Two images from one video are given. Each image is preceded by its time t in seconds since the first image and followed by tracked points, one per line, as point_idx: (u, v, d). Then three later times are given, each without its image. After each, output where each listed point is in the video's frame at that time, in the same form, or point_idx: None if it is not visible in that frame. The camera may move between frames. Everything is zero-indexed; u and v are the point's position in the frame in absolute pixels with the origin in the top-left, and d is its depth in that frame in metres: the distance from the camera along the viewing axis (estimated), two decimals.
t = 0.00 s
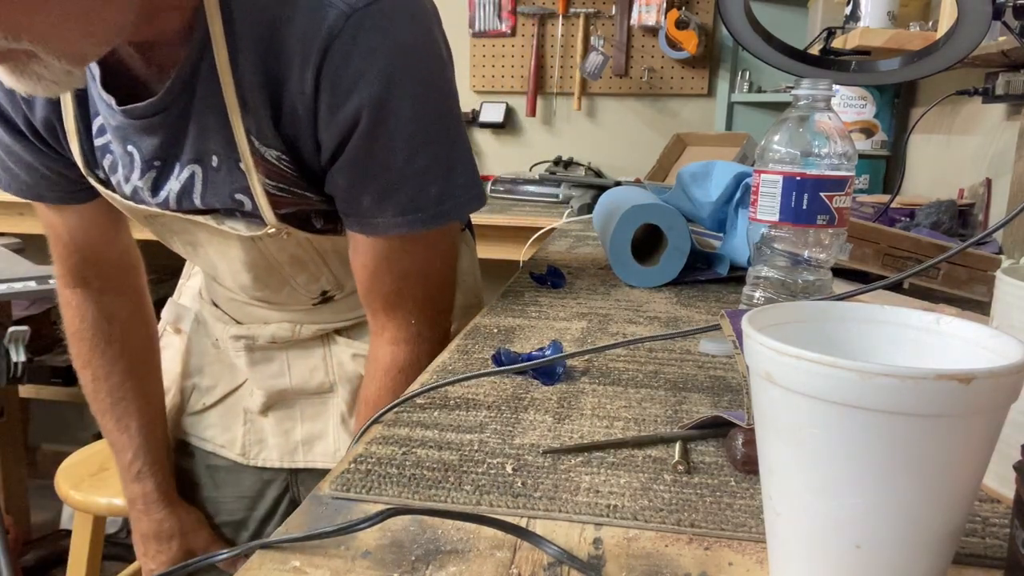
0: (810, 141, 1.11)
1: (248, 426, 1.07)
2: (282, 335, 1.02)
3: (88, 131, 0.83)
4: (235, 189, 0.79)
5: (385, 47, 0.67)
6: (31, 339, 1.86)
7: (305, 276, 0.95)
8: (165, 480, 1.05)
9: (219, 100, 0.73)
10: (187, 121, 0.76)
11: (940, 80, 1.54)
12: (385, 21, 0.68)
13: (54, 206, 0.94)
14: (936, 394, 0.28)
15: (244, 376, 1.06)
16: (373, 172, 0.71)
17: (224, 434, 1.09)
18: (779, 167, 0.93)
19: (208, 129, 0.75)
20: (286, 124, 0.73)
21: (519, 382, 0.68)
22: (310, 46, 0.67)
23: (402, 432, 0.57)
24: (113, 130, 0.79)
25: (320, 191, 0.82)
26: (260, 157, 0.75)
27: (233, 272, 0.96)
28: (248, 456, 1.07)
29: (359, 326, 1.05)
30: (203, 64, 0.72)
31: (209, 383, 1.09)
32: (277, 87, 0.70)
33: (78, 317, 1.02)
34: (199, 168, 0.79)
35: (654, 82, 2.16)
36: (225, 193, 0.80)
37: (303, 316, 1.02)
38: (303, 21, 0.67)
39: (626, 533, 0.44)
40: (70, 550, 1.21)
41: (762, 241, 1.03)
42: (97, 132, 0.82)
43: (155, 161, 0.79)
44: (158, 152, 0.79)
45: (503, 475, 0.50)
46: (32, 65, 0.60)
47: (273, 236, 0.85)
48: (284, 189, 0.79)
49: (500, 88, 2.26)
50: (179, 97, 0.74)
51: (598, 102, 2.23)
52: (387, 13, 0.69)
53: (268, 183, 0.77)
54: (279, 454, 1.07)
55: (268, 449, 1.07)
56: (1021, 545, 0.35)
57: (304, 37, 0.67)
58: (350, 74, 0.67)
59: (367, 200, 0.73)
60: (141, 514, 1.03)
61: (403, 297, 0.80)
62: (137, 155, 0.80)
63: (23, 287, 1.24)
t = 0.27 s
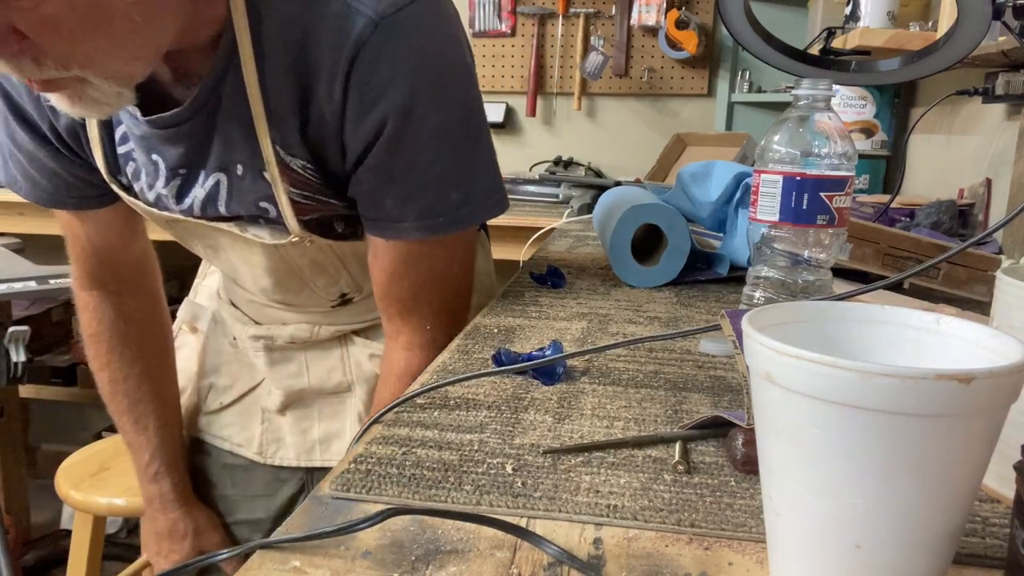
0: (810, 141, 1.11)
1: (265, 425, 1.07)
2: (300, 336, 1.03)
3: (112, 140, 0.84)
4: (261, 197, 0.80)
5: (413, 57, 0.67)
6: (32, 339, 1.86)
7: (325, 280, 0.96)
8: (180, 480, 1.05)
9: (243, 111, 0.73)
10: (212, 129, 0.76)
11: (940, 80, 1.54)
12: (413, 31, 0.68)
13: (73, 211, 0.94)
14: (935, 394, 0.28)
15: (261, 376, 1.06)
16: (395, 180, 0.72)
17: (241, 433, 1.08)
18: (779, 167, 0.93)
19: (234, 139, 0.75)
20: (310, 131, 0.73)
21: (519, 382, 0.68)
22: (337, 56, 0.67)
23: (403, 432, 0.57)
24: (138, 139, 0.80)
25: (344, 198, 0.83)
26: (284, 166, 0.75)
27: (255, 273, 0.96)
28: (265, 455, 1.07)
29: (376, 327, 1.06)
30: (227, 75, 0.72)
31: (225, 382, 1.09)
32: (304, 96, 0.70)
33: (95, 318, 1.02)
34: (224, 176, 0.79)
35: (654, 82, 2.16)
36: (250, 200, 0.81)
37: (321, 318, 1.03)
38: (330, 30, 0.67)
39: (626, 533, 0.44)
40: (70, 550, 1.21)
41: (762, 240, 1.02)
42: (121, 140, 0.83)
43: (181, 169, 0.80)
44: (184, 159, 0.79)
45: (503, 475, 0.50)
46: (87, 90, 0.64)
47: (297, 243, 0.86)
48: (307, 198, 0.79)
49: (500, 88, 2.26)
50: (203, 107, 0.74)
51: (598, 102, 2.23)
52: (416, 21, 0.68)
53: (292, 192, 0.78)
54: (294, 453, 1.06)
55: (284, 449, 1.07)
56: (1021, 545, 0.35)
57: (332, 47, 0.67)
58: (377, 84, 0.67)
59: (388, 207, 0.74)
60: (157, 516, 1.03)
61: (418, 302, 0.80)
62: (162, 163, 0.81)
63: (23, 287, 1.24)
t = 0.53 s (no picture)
0: (810, 141, 1.11)
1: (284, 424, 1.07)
2: (320, 337, 1.04)
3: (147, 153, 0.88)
4: (294, 207, 0.83)
5: (452, 66, 0.70)
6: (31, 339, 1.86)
7: (349, 282, 0.97)
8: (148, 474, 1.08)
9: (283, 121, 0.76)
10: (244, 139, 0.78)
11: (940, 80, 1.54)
12: (451, 41, 0.70)
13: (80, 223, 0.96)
14: (935, 394, 0.28)
15: (281, 375, 1.07)
16: (430, 185, 0.74)
17: (260, 432, 1.08)
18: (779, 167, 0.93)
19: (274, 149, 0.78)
20: (348, 136, 0.75)
21: (519, 382, 0.68)
22: (379, 65, 0.69)
23: (403, 432, 0.57)
24: (168, 151, 0.83)
25: (375, 203, 0.85)
26: (322, 175, 0.78)
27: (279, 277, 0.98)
28: (283, 455, 1.07)
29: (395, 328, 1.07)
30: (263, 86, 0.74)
31: (245, 381, 1.10)
32: (343, 102, 0.72)
33: (67, 314, 1.02)
34: (258, 185, 0.82)
35: (654, 82, 2.16)
36: (284, 209, 0.84)
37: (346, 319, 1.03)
38: (370, 39, 0.69)
39: (626, 533, 0.44)
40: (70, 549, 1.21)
41: (762, 240, 1.02)
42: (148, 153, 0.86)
43: (214, 177, 0.83)
44: (219, 168, 0.82)
45: (503, 475, 0.50)
46: (146, 108, 0.67)
47: (328, 249, 0.89)
48: (342, 206, 0.82)
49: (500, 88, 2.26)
50: (241, 116, 0.76)
51: (598, 102, 2.23)
52: (454, 30, 0.71)
53: (328, 202, 0.81)
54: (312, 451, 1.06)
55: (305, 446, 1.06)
56: (1021, 545, 0.35)
57: (373, 57, 0.69)
58: (417, 91, 0.69)
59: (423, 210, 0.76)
60: (123, 505, 1.07)
61: (441, 306, 0.84)
62: (195, 172, 0.83)
63: (23, 287, 1.24)
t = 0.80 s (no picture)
0: (810, 141, 1.11)
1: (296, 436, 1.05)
2: (337, 351, 1.06)
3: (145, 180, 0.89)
4: (316, 224, 0.84)
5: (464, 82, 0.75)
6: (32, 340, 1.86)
7: (368, 299, 0.98)
8: (112, 471, 1.12)
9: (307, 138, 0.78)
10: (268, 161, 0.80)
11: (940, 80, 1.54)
12: (462, 50, 0.76)
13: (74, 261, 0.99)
14: (936, 394, 0.28)
15: (298, 388, 1.07)
16: (441, 196, 0.78)
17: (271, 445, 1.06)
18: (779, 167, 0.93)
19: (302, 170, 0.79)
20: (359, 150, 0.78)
21: (519, 383, 0.68)
22: (395, 77, 0.73)
23: (403, 432, 0.57)
24: (185, 178, 0.85)
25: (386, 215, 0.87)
26: (344, 191, 0.80)
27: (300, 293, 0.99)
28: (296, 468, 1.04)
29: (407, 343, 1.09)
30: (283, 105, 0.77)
31: (256, 391, 1.07)
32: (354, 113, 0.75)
33: (52, 342, 1.05)
34: (278, 205, 0.83)
35: (654, 82, 2.16)
36: (306, 226, 0.85)
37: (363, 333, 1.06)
38: (383, 52, 0.73)
39: (626, 533, 0.44)
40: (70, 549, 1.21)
41: (762, 240, 1.02)
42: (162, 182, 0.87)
43: (234, 201, 0.84)
44: (243, 193, 0.84)
45: (503, 475, 0.50)
46: (143, 132, 0.70)
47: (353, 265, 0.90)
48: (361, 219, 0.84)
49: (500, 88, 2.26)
50: (258, 137, 0.79)
51: (597, 102, 2.23)
52: (463, 43, 0.76)
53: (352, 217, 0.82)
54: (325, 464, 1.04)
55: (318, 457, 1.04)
56: (1021, 545, 0.35)
57: (385, 72, 0.73)
58: (428, 102, 0.74)
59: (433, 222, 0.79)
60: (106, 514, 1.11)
61: (441, 315, 0.86)
62: (213, 198, 0.85)
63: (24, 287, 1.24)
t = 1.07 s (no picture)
0: (810, 141, 1.11)
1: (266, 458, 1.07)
2: (300, 378, 1.05)
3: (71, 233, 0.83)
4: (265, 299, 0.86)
5: (397, 201, 0.73)
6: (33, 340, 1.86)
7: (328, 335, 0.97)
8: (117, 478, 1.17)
9: (243, 227, 0.77)
10: (197, 249, 0.78)
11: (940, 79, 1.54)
12: (405, 168, 0.73)
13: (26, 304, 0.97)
14: (936, 394, 0.28)
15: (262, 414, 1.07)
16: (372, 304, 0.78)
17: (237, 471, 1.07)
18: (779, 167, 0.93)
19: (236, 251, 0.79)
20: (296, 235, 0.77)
21: (519, 383, 0.68)
22: (329, 187, 0.72)
23: (402, 432, 0.57)
24: (119, 251, 0.81)
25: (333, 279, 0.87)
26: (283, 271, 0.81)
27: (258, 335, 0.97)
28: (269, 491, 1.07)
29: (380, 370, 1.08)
30: (219, 201, 0.74)
31: (217, 418, 1.07)
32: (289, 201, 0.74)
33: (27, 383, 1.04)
34: (226, 292, 0.84)
35: (654, 82, 2.16)
36: (259, 301, 0.86)
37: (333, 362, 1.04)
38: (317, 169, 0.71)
39: (626, 533, 0.44)
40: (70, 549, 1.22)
41: (762, 242, 1.03)
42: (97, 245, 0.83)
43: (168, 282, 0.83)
44: (172, 274, 0.81)
45: (503, 475, 0.50)
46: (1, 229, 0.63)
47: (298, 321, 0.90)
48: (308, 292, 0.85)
49: (500, 88, 2.26)
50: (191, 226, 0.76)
51: (597, 102, 2.23)
52: (410, 155, 0.74)
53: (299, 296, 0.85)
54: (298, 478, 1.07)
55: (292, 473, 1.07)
56: (1021, 545, 0.35)
57: (322, 175, 0.71)
58: (367, 217, 0.73)
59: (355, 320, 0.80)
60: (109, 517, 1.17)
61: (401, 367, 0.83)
62: (145, 274, 0.82)
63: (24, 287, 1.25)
